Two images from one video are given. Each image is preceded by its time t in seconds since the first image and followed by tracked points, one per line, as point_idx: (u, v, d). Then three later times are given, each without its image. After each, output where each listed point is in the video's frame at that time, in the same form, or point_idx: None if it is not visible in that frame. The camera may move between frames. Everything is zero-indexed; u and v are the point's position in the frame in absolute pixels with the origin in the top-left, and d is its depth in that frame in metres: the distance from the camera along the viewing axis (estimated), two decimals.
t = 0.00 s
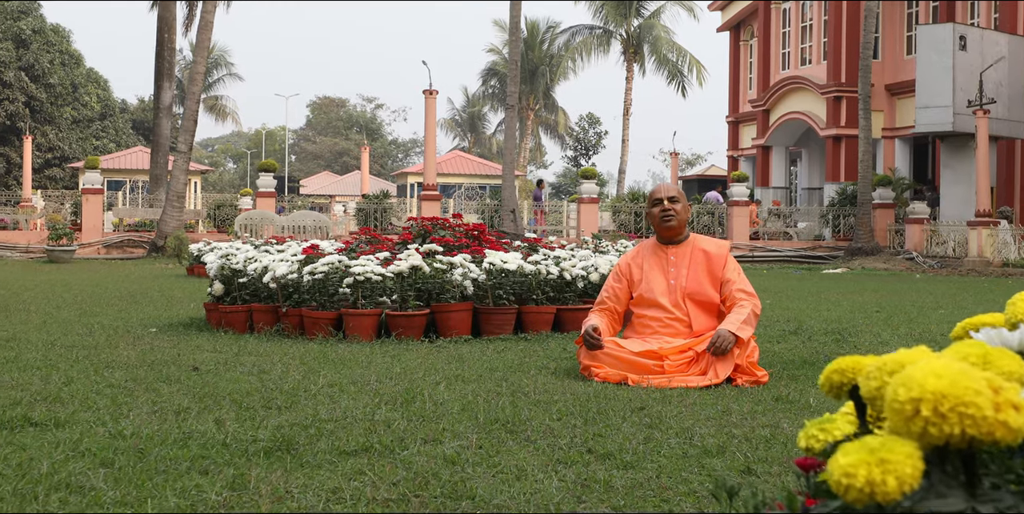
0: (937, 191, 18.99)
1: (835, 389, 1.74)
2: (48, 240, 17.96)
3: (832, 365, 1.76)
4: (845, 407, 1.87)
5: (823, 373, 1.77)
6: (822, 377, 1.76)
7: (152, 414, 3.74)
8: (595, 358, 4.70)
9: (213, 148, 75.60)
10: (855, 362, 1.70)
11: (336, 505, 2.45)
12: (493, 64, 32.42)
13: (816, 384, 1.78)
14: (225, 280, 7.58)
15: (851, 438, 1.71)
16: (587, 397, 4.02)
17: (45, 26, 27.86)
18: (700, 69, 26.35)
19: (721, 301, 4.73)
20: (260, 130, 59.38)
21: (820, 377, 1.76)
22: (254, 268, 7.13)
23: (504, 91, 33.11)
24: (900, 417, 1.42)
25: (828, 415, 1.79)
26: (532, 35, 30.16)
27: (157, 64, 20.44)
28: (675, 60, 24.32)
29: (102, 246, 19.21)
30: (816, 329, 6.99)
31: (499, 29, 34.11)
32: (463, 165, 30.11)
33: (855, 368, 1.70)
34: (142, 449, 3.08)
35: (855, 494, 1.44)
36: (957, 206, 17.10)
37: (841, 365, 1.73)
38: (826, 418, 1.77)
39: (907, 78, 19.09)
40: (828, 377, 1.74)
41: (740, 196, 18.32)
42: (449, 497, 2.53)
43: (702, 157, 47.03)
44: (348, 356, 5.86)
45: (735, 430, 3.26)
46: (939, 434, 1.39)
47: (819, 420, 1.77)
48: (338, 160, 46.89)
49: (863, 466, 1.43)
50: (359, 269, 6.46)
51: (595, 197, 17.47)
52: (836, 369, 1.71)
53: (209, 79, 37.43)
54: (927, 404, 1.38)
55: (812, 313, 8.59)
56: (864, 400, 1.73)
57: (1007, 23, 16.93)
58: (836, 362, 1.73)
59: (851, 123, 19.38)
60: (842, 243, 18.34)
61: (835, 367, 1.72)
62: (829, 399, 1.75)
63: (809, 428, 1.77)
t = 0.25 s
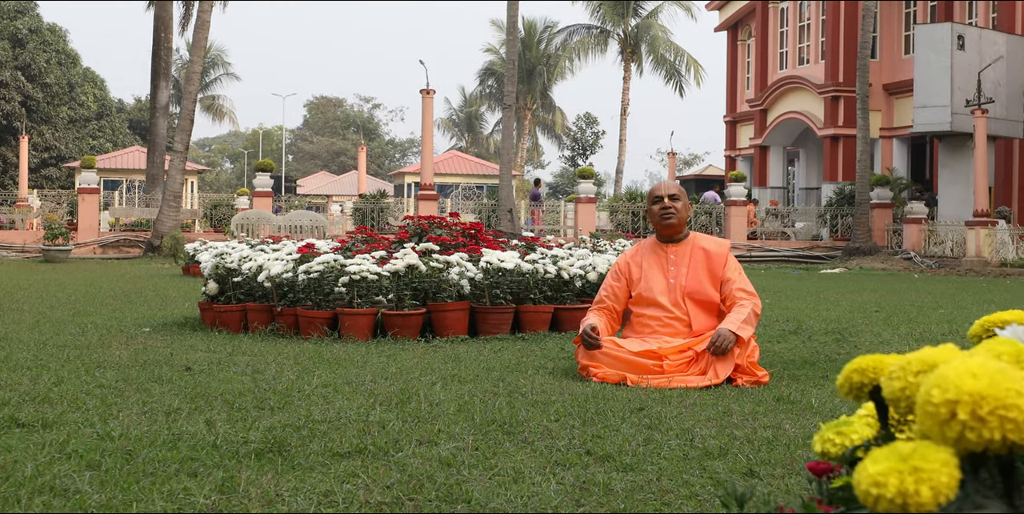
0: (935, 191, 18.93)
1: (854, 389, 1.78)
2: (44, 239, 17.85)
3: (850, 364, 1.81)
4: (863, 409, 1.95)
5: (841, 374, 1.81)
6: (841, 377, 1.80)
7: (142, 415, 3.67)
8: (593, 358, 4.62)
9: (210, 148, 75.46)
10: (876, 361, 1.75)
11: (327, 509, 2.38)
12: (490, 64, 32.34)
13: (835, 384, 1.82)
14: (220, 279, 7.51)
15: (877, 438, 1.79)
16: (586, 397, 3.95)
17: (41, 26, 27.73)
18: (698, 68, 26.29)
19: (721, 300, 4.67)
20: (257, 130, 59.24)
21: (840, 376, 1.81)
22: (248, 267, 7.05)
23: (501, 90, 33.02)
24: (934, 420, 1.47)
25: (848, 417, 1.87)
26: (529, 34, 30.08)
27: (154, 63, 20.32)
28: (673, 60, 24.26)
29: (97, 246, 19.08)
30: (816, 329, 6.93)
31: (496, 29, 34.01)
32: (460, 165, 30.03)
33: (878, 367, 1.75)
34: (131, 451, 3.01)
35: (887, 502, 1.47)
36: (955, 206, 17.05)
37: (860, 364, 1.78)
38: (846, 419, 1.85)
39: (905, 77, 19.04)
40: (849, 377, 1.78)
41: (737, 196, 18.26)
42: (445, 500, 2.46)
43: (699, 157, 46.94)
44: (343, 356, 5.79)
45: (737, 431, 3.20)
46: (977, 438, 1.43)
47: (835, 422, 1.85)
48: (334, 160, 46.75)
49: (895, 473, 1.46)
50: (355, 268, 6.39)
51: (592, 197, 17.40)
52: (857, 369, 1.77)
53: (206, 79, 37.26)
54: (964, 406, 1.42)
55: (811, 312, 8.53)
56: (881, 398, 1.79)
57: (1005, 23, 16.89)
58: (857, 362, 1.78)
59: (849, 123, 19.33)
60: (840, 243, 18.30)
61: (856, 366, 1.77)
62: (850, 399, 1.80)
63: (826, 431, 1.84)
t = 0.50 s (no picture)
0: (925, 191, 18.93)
1: (869, 397, 1.87)
2: (32, 240, 17.70)
3: (864, 371, 1.90)
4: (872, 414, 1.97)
5: (855, 379, 1.91)
6: (856, 383, 1.90)
7: (122, 417, 3.59)
8: (583, 359, 4.56)
9: (201, 148, 75.21)
10: (894, 367, 1.84)
11: None
12: (481, 64, 32.27)
13: (850, 390, 1.91)
14: (206, 279, 7.41)
15: (894, 448, 1.81)
16: (576, 399, 3.89)
17: (30, 25, 27.54)
18: (689, 69, 26.27)
19: (714, 301, 4.61)
20: (248, 130, 59.04)
21: (854, 382, 1.90)
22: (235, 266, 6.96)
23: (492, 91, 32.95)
24: (968, 434, 1.54)
25: (860, 425, 1.88)
26: (520, 35, 30.02)
27: (143, 63, 20.18)
28: (664, 60, 24.24)
29: (86, 247, 18.90)
30: (809, 329, 6.89)
31: (487, 29, 33.92)
32: (451, 165, 29.95)
33: (895, 372, 1.83)
34: (109, 455, 2.93)
35: None
36: (946, 206, 17.03)
37: (877, 371, 1.86)
38: (857, 428, 1.87)
39: (896, 78, 19.04)
40: (863, 382, 1.87)
41: (728, 196, 18.23)
42: (430, 507, 2.39)
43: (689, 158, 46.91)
44: (331, 357, 5.71)
45: (730, 434, 3.13)
46: (1014, 454, 1.51)
47: (846, 432, 1.86)
48: (325, 160, 46.58)
49: (926, 492, 1.51)
50: (342, 268, 6.32)
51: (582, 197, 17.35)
52: (875, 375, 1.85)
53: (196, 79, 37.06)
54: (1002, 419, 1.50)
55: (803, 313, 8.49)
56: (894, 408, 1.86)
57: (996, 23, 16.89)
58: (871, 365, 1.87)
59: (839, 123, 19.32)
60: (830, 243, 18.29)
61: (872, 371, 1.86)
62: (863, 407, 1.90)
63: (837, 440, 1.85)
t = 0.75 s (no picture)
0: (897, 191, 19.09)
1: (875, 419, 1.79)
2: None
3: (871, 388, 1.81)
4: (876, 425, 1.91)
5: (860, 399, 1.82)
6: (861, 401, 1.82)
7: (85, 424, 3.48)
8: (558, 360, 4.50)
9: (171, 147, 74.47)
10: (901, 385, 1.74)
11: None
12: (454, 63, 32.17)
13: (854, 409, 1.83)
14: (175, 280, 7.28)
15: (896, 467, 1.73)
16: (552, 402, 3.83)
17: None
18: (662, 68, 26.33)
19: (689, 302, 4.57)
20: (219, 129, 58.51)
21: (859, 402, 1.82)
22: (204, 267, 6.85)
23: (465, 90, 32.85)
24: (997, 468, 1.41)
25: (861, 445, 1.78)
26: (493, 34, 29.94)
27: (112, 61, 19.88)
28: (636, 60, 24.27)
29: (55, 246, 18.60)
30: (784, 329, 6.89)
31: (460, 28, 33.84)
32: (424, 164, 29.81)
33: (903, 391, 1.74)
34: (70, 465, 2.83)
35: None
36: (917, 206, 17.18)
37: (882, 389, 1.77)
38: (858, 449, 1.77)
39: (867, 78, 19.18)
40: (867, 404, 1.80)
41: (701, 196, 18.26)
42: None
43: (662, 158, 47.18)
44: (302, 359, 5.62)
45: (708, 439, 3.09)
46: None
47: (846, 453, 1.76)
48: (297, 159, 46.28)
49: None
50: (313, 269, 6.22)
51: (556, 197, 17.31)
52: (880, 393, 1.76)
53: (167, 77, 36.64)
54: None
55: (777, 313, 8.49)
56: (902, 430, 1.77)
57: (966, 23, 17.06)
58: (876, 385, 1.79)
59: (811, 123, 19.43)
60: (802, 243, 18.38)
61: (880, 390, 1.76)
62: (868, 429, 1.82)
63: (837, 462, 1.76)
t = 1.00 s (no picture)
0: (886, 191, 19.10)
1: (903, 453, 1.58)
2: None
3: (897, 419, 1.60)
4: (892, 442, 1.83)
5: (885, 430, 1.61)
6: (886, 433, 1.60)
7: (64, 432, 3.39)
8: (548, 364, 4.44)
9: (158, 146, 74.17)
10: (935, 416, 1.55)
11: None
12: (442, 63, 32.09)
13: (878, 441, 1.62)
14: (160, 282, 7.17)
15: (923, 505, 1.51)
16: (543, 408, 3.76)
17: None
18: (650, 68, 26.32)
19: (683, 304, 4.50)
20: (206, 128, 58.26)
21: (885, 432, 1.60)
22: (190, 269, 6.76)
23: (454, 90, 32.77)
24: None
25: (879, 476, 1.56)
26: (482, 33, 29.87)
27: (98, 60, 19.72)
28: (625, 59, 24.24)
29: (42, 246, 18.41)
30: (775, 331, 6.84)
31: (448, 27, 33.75)
32: (413, 164, 29.71)
33: (937, 423, 1.55)
34: (48, 476, 2.74)
35: None
36: (906, 206, 17.19)
37: (912, 420, 1.57)
38: (879, 480, 1.55)
39: (856, 78, 19.19)
40: (895, 436, 1.58)
41: (690, 196, 18.23)
42: None
43: (650, 158, 47.24)
44: (289, 363, 5.53)
45: (703, 446, 3.03)
46: None
47: (866, 484, 1.54)
48: (285, 159, 46.08)
49: None
50: (301, 271, 6.13)
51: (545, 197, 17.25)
52: (911, 423, 1.56)
53: (154, 77, 36.43)
54: None
55: (768, 314, 8.45)
56: (932, 465, 1.57)
57: (955, 23, 17.09)
58: (903, 415, 1.59)
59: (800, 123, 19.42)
60: (792, 243, 18.37)
61: (909, 422, 1.56)
62: (891, 462, 1.60)
63: (856, 495, 1.54)
